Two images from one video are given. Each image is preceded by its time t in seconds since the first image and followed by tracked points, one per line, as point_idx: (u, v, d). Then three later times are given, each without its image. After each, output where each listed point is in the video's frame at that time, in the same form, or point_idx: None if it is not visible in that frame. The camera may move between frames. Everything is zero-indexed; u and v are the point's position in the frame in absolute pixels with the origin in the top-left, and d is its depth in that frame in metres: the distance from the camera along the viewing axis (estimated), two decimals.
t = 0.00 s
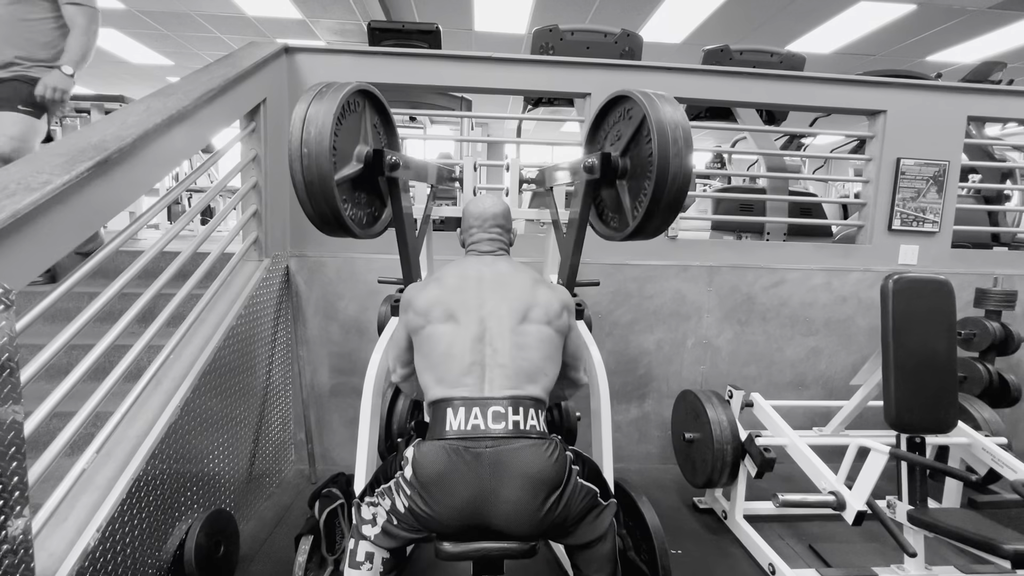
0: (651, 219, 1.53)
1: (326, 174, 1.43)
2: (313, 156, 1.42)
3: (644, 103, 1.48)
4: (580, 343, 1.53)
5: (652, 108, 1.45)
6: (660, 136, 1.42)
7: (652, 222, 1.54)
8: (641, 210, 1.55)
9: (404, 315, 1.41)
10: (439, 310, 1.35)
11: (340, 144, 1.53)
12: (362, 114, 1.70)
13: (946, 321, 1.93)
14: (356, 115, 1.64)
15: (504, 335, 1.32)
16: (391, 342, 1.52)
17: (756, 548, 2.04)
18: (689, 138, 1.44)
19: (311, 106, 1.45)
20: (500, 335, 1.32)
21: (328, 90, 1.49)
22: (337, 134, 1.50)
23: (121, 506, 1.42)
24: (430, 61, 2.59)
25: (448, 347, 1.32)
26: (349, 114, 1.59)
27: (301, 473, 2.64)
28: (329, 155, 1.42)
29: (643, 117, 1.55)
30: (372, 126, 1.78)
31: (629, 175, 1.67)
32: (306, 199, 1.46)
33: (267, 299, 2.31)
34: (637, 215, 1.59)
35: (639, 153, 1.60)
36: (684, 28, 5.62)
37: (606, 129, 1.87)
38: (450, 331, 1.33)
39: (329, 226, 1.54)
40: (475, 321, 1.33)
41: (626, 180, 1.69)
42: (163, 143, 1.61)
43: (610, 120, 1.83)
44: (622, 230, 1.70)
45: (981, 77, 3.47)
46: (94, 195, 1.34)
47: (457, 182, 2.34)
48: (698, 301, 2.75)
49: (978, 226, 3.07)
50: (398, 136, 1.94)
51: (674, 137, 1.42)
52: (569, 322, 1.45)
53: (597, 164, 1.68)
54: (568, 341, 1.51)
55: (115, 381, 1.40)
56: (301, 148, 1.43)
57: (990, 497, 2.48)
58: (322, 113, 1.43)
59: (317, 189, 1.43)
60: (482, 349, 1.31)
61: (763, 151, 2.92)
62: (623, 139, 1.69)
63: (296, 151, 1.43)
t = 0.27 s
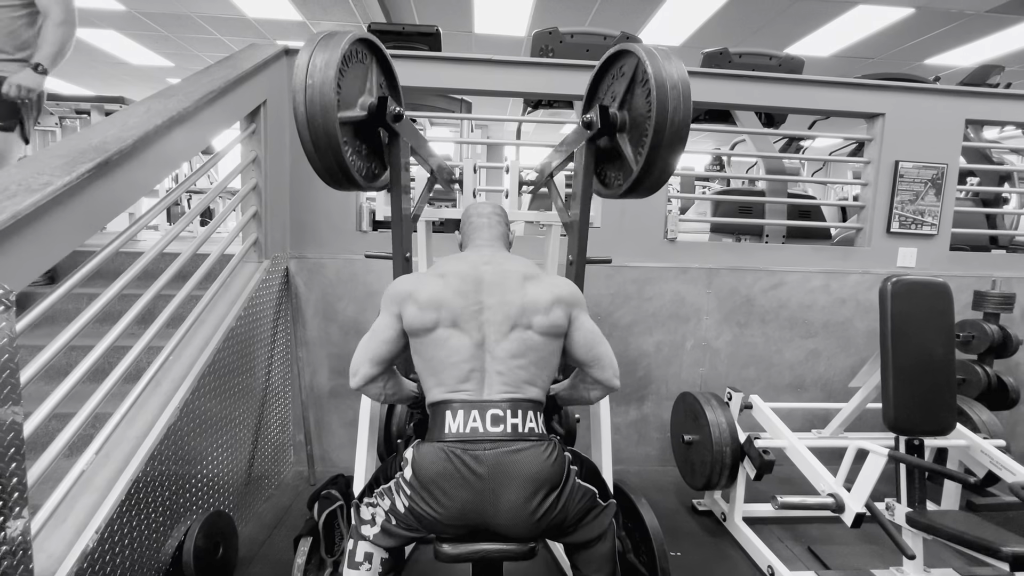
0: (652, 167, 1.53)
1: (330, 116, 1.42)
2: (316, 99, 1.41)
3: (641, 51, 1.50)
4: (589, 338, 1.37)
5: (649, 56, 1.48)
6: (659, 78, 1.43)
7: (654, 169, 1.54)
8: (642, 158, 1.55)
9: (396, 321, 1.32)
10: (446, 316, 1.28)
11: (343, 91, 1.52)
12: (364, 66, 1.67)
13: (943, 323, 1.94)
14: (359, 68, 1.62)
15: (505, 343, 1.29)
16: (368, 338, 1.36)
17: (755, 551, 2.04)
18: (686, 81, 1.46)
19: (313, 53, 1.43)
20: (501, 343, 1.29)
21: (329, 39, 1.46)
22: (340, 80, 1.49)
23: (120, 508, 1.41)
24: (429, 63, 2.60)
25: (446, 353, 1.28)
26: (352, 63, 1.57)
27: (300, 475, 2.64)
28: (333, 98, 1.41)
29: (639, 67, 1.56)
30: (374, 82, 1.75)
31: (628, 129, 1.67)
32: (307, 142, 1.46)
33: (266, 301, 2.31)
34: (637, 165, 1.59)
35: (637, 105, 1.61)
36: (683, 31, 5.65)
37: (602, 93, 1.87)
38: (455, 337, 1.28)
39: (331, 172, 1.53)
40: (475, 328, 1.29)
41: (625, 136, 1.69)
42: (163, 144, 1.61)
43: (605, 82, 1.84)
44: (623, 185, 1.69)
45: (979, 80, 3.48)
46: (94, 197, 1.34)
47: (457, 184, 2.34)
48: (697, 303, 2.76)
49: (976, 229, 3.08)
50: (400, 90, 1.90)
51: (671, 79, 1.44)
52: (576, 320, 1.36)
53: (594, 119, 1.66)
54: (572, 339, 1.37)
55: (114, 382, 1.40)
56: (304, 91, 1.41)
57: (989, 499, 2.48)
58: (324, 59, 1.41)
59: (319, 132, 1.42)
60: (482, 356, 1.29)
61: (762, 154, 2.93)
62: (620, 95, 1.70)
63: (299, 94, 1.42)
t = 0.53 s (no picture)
0: (650, 142, 1.52)
1: (333, 96, 1.42)
2: (320, 79, 1.42)
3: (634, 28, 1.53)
4: (590, 334, 1.34)
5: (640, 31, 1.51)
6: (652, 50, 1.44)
7: (652, 145, 1.52)
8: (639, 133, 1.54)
9: (395, 321, 1.31)
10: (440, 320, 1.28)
11: (347, 73, 1.52)
12: (368, 51, 1.68)
13: (942, 326, 1.94)
14: (362, 52, 1.62)
15: (503, 347, 1.29)
16: (358, 331, 1.31)
17: (754, 553, 2.04)
18: (680, 55, 1.47)
19: (318, 35, 1.43)
20: (499, 347, 1.29)
21: (333, 22, 1.46)
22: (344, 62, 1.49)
23: (117, 510, 1.41)
24: (429, 65, 2.60)
25: (445, 357, 1.29)
26: (355, 46, 1.57)
27: (299, 477, 2.63)
28: (337, 78, 1.42)
29: (633, 46, 1.59)
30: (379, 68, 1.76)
31: (624, 109, 1.67)
32: (310, 123, 1.46)
33: (265, 303, 2.31)
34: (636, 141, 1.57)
35: (633, 83, 1.61)
36: (682, 34, 5.66)
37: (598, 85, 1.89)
38: (449, 342, 1.28)
39: (332, 153, 1.54)
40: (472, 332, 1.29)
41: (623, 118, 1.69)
42: (163, 146, 1.61)
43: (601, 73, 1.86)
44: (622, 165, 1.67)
45: (976, 83, 3.49)
46: (93, 199, 1.34)
47: (456, 185, 2.34)
48: (696, 305, 2.76)
49: (974, 231, 3.09)
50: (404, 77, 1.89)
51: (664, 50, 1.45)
52: (571, 327, 1.35)
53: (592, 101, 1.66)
54: (571, 335, 1.34)
55: (112, 384, 1.40)
56: (308, 72, 1.42)
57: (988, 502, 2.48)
58: (329, 41, 1.42)
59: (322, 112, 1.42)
60: (479, 359, 1.29)
61: (761, 156, 2.93)
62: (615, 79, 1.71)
63: (303, 75, 1.42)
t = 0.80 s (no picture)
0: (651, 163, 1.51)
1: (325, 119, 1.42)
2: (314, 102, 1.41)
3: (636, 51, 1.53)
4: (589, 343, 1.38)
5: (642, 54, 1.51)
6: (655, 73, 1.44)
7: (652, 172, 1.53)
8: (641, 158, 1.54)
9: (394, 324, 1.31)
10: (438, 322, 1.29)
11: (342, 97, 1.52)
12: (363, 76, 1.68)
13: (941, 329, 1.94)
14: (357, 77, 1.63)
15: (505, 347, 1.29)
16: (366, 343, 1.36)
17: (752, 555, 2.04)
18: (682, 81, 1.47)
19: (313, 59, 1.43)
20: (501, 347, 1.29)
21: (328, 47, 1.47)
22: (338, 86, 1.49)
23: (114, 513, 1.40)
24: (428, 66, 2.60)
25: (446, 356, 1.28)
26: (351, 70, 1.57)
27: (297, 479, 2.63)
28: (331, 102, 1.41)
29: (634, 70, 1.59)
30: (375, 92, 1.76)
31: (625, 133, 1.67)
32: (303, 145, 1.44)
33: (263, 305, 2.31)
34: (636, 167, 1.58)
35: (634, 108, 1.61)
36: (680, 36, 5.68)
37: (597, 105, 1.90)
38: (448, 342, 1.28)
39: (326, 177, 1.51)
40: (473, 334, 1.28)
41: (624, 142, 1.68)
42: (161, 148, 1.61)
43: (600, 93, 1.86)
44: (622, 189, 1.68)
45: (974, 86, 3.51)
46: (91, 200, 1.33)
47: (456, 187, 2.34)
48: (694, 307, 2.76)
49: (971, 233, 3.10)
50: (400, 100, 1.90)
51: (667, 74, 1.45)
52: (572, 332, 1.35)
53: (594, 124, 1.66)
54: (572, 344, 1.38)
55: (110, 386, 1.39)
56: (302, 95, 1.41)
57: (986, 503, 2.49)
58: (324, 64, 1.42)
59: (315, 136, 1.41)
60: (481, 360, 1.29)
61: (759, 158, 2.94)
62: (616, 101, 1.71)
63: (297, 97, 1.41)
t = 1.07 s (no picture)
0: (650, 213, 1.51)
1: (321, 168, 1.41)
2: (310, 153, 1.41)
3: (636, 98, 1.51)
4: (579, 354, 1.53)
5: (642, 100, 1.49)
6: (654, 125, 1.43)
7: (651, 219, 1.52)
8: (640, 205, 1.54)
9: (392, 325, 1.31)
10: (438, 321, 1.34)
11: (339, 143, 1.53)
12: (359, 119, 1.69)
13: (939, 331, 1.95)
14: (354, 120, 1.64)
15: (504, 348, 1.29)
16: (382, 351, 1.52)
17: (751, 557, 2.04)
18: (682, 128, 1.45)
19: (310, 106, 1.44)
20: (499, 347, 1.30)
21: (325, 94, 1.48)
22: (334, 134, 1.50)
23: (112, 516, 1.40)
24: (426, 68, 2.60)
25: (446, 355, 1.31)
26: (348, 115, 1.59)
27: (295, 481, 2.62)
28: (327, 153, 1.41)
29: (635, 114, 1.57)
30: (371, 132, 1.78)
31: (626, 174, 1.67)
32: (299, 195, 1.44)
33: (262, 306, 2.31)
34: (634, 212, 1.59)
35: (634, 150, 1.60)
36: (678, 38, 5.69)
37: (599, 137, 1.89)
38: (448, 341, 1.32)
39: (320, 222, 1.51)
40: (472, 332, 1.32)
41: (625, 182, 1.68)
42: (160, 150, 1.61)
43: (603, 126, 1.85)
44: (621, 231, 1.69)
45: (971, 88, 3.52)
46: (89, 202, 1.33)
47: (454, 189, 2.34)
48: (693, 309, 2.77)
49: (969, 235, 3.11)
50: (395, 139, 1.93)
51: (667, 126, 1.43)
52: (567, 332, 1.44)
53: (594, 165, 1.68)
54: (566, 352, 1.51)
55: (108, 388, 1.39)
56: (298, 143, 1.41)
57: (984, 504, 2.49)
58: (320, 113, 1.42)
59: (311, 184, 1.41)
60: (480, 358, 1.31)
61: (757, 160, 2.95)
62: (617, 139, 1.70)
63: (293, 146, 1.42)
